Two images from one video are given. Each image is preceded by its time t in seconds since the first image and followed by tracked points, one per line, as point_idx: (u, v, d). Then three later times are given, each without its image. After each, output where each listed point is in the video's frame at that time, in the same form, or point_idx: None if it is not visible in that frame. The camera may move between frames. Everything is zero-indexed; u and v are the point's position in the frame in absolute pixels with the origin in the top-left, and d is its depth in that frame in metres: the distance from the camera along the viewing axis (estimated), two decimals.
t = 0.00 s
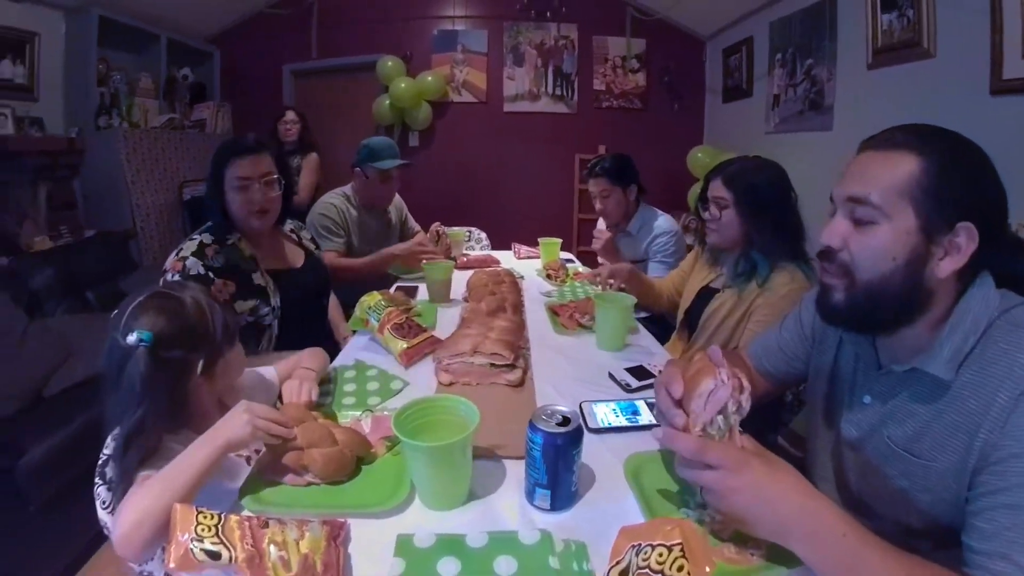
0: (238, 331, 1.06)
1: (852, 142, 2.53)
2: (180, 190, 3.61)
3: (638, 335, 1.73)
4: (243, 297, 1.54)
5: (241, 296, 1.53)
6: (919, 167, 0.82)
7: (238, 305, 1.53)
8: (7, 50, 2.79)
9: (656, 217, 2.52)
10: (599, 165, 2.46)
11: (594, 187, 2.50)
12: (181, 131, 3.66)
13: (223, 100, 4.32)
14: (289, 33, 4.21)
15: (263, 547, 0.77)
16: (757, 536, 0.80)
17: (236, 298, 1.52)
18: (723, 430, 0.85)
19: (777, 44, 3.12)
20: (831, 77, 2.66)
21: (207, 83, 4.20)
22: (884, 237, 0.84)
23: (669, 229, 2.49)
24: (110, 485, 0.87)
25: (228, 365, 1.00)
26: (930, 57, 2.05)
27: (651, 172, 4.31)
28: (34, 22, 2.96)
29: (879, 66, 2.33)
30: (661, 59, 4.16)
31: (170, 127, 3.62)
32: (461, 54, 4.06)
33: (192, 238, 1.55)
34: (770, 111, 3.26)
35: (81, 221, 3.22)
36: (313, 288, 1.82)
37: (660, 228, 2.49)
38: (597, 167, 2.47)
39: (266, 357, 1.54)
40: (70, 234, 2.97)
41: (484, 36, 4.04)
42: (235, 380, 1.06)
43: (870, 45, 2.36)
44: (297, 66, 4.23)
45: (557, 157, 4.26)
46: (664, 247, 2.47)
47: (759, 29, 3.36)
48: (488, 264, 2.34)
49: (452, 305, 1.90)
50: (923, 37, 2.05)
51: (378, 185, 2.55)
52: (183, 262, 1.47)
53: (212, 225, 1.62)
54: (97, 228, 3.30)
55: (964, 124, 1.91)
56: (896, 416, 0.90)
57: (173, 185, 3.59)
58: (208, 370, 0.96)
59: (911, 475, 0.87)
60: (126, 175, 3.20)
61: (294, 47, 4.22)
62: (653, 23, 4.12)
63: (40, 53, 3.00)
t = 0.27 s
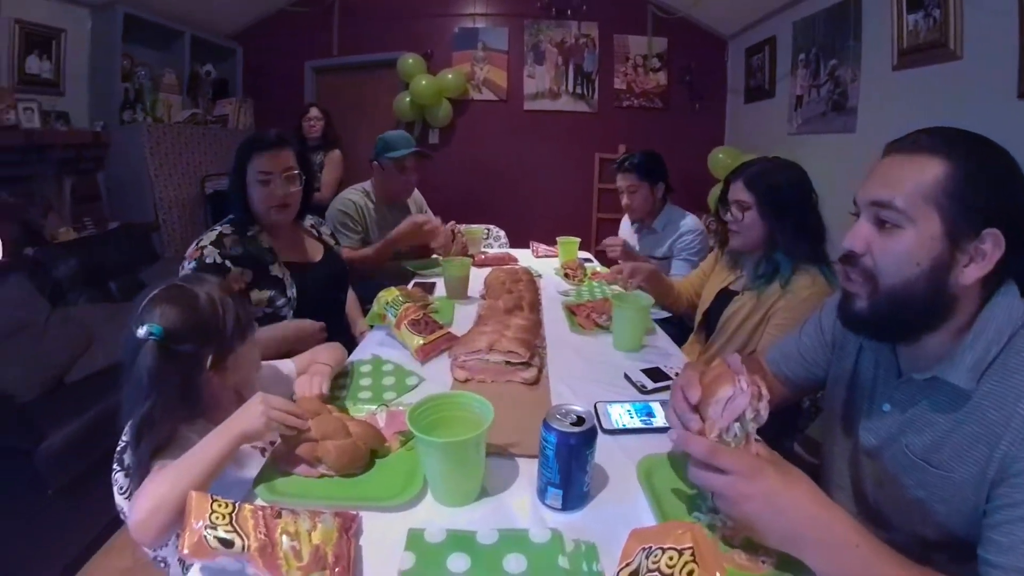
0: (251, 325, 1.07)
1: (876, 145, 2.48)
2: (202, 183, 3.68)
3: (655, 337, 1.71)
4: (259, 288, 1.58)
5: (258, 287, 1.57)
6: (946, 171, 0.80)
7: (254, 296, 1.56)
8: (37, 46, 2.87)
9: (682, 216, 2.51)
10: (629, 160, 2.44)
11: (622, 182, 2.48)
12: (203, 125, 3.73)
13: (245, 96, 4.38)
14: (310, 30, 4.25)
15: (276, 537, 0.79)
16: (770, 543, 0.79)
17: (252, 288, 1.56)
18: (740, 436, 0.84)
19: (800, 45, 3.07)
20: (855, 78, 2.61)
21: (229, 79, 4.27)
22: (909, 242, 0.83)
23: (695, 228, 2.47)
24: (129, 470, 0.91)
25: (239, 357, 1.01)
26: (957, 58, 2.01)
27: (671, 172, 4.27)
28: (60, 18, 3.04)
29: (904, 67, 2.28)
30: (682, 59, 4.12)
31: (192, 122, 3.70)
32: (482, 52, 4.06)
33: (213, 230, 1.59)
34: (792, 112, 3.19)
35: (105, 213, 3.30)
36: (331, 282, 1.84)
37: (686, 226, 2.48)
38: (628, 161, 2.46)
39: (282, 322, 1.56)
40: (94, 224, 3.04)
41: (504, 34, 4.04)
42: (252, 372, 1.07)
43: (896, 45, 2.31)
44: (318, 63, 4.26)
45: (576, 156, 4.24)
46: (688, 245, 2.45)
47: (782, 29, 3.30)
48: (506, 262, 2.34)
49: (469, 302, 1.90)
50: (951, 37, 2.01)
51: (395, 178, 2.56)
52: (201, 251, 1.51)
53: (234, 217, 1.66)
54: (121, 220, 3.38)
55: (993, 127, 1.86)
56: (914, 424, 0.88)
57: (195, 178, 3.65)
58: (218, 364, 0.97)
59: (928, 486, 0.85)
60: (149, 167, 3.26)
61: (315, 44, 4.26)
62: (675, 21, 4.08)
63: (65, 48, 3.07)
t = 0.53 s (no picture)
0: (270, 320, 1.08)
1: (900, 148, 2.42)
2: (224, 178, 3.73)
3: (673, 338, 1.70)
4: (280, 280, 1.61)
5: (279, 279, 1.61)
6: (966, 178, 0.80)
7: (275, 288, 1.59)
8: (64, 44, 2.96)
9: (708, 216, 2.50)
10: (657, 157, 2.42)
11: (651, 178, 2.46)
12: (226, 121, 3.80)
13: (267, 92, 4.44)
14: (330, 28, 4.28)
15: (290, 528, 0.80)
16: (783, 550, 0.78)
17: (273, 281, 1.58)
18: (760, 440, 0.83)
19: (824, 45, 3.01)
20: (880, 79, 2.55)
21: (251, 76, 4.33)
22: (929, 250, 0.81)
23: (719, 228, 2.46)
24: (146, 458, 0.93)
25: (252, 353, 1.03)
26: (984, 59, 1.97)
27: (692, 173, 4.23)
28: (85, 16, 3.12)
29: (930, 68, 2.23)
30: (704, 58, 4.07)
31: (214, 118, 3.78)
32: (502, 50, 4.06)
33: (232, 224, 1.61)
34: (815, 113, 3.12)
35: (129, 206, 3.38)
36: (350, 278, 1.86)
37: (711, 225, 2.46)
38: (657, 157, 2.42)
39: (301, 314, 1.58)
40: (117, 217, 3.12)
41: (525, 32, 4.02)
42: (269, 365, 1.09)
43: (921, 46, 2.26)
44: (340, 60, 4.30)
45: (596, 155, 4.22)
46: (712, 243, 2.43)
47: (806, 28, 3.24)
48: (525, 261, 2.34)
49: (488, 300, 1.91)
50: (977, 38, 1.96)
51: (410, 172, 2.59)
52: (222, 245, 1.53)
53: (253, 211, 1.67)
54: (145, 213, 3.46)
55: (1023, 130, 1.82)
56: (932, 436, 0.87)
57: (218, 173, 3.71)
58: (231, 358, 0.98)
59: (944, 499, 0.84)
60: (173, 162, 3.31)
61: (337, 41, 4.29)
62: (697, 20, 4.04)
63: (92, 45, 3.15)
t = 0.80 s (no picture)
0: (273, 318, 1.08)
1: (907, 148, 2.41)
2: (230, 178, 3.71)
3: (679, 338, 1.69)
4: (287, 279, 1.59)
5: (286, 277, 1.59)
6: (973, 180, 0.79)
7: (282, 287, 1.58)
8: (71, 43, 2.98)
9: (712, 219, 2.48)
10: (666, 155, 2.44)
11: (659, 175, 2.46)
12: (234, 120, 3.82)
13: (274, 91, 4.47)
14: (336, 28, 4.29)
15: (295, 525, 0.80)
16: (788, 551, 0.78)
17: (280, 279, 1.58)
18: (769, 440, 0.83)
19: (830, 44, 2.99)
20: (887, 78, 2.53)
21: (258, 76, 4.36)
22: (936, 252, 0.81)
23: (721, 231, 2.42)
24: (151, 454, 0.94)
25: (256, 350, 1.03)
26: (992, 58, 1.95)
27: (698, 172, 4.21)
28: (94, 16, 3.15)
29: (939, 67, 2.21)
30: (710, 57, 4.05)
31: (222, 117, 3.80)
32: (508, 49, 4.06)
33: (240, 223, 1.62)
34: (823, 112, 3.10)
35: (137, 204, 3.40)
36: (356, 275, 1.87)
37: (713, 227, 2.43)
38: (666, 156, 2.46)
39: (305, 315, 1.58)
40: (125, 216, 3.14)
41: (531, 31, 4.02)
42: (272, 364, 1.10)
43: (930, 45, 2.24)
44: (346, 59, 4.30)
45: (602, 154, 4.21)
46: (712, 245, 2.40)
47: (813, 27, 3.22)
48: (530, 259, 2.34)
49: (493, 298, 1.91)
50: (986, 37, 1.95)
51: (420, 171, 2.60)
52: (230, 243, 1.54)
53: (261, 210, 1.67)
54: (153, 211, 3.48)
55: None
56: (938, 438, 0.87)
57: (225, 172, 3.71)
58: (228, 357, 0.99)
59: (949, 501, 0.84)
60: (179, 160, 3.33)
61: (342, 40, 4.30)
62: (703, 18, 4.02)
63: (99, 45, 3.17)
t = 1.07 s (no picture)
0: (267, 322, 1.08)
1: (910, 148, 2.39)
2: (235, 178, 3.74)
3: (682, 337, 1.69)
4: (298, 282, 1.59)
5: (297, 281, 1.59)
6: (975, 179, 0.79)
7: (293, 290, 1.58)
8: (74, 45, 2.99)
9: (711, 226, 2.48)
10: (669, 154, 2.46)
11: (660, 175, 2.47)
12: (237, 121, 3.84)
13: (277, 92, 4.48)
14: (339, 28, 4.30)
15: (298, 524, 0.81)
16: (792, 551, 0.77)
17: (291, 282, 1.58)
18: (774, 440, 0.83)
19: (834, 42, 2.98)
20: (891, 75, 2.52)
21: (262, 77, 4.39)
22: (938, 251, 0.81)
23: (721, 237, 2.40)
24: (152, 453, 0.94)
25: (254, 356, 1.02)
26: (997, 56, 1.94)
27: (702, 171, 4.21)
28: (97, 18, 3.16)
29: (942, 65, 2.20)
30: (713, 56, 4.05)
31: (225, 118, 3.82)
32: (511, 49, 4.06)
33: (249, 224, 1.60)
34: (826, 111, 3.09)
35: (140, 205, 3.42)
36: (359, 275, 1.87)
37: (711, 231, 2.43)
38: (668, 155, 2.47)
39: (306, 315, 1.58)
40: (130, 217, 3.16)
41: (535, 30, 4.01)
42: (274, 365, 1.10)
43: (934, 43, 2.23)
44: (350, 60, 4.31)
45: (605, 153, 4.20)
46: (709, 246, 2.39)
47: (816, 26, 3.21)
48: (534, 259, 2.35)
49: (497, 298, 1.91)
50: (990, 35, 1.94)
51: (422, 171, 2.60)
52: (241, 246, 1.53)
53: (269, 211, 1.66)
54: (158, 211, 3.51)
55: None
56: (943, 438, 0.86)
57: (229, 173, 3.74)
58: (208, 363, 0.98)
59: (954, 501, 0.83)
60: (184, 163, 3.35)
61: (345, 40, 4.31)
62: (705, 17, 4.01)
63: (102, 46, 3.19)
